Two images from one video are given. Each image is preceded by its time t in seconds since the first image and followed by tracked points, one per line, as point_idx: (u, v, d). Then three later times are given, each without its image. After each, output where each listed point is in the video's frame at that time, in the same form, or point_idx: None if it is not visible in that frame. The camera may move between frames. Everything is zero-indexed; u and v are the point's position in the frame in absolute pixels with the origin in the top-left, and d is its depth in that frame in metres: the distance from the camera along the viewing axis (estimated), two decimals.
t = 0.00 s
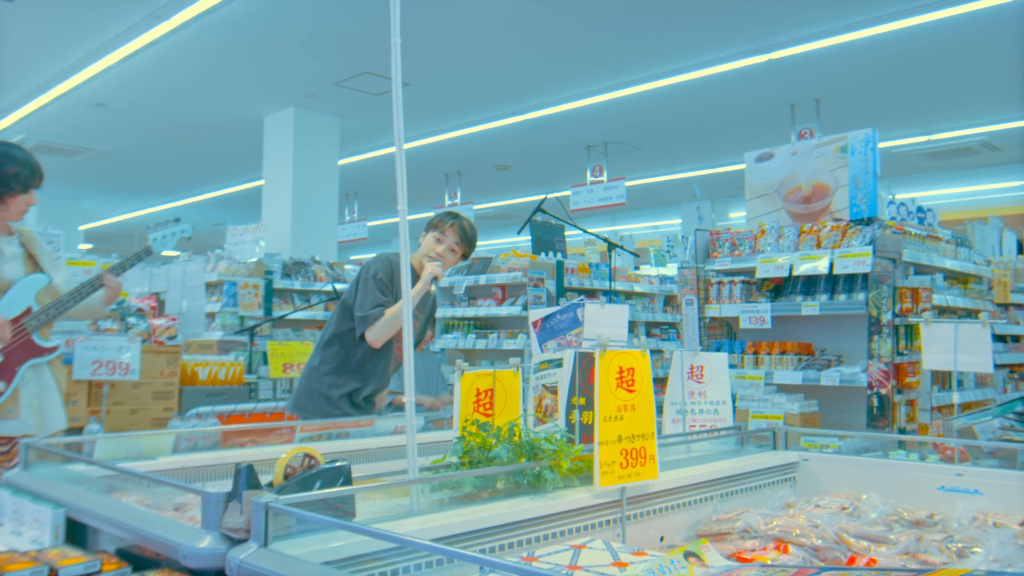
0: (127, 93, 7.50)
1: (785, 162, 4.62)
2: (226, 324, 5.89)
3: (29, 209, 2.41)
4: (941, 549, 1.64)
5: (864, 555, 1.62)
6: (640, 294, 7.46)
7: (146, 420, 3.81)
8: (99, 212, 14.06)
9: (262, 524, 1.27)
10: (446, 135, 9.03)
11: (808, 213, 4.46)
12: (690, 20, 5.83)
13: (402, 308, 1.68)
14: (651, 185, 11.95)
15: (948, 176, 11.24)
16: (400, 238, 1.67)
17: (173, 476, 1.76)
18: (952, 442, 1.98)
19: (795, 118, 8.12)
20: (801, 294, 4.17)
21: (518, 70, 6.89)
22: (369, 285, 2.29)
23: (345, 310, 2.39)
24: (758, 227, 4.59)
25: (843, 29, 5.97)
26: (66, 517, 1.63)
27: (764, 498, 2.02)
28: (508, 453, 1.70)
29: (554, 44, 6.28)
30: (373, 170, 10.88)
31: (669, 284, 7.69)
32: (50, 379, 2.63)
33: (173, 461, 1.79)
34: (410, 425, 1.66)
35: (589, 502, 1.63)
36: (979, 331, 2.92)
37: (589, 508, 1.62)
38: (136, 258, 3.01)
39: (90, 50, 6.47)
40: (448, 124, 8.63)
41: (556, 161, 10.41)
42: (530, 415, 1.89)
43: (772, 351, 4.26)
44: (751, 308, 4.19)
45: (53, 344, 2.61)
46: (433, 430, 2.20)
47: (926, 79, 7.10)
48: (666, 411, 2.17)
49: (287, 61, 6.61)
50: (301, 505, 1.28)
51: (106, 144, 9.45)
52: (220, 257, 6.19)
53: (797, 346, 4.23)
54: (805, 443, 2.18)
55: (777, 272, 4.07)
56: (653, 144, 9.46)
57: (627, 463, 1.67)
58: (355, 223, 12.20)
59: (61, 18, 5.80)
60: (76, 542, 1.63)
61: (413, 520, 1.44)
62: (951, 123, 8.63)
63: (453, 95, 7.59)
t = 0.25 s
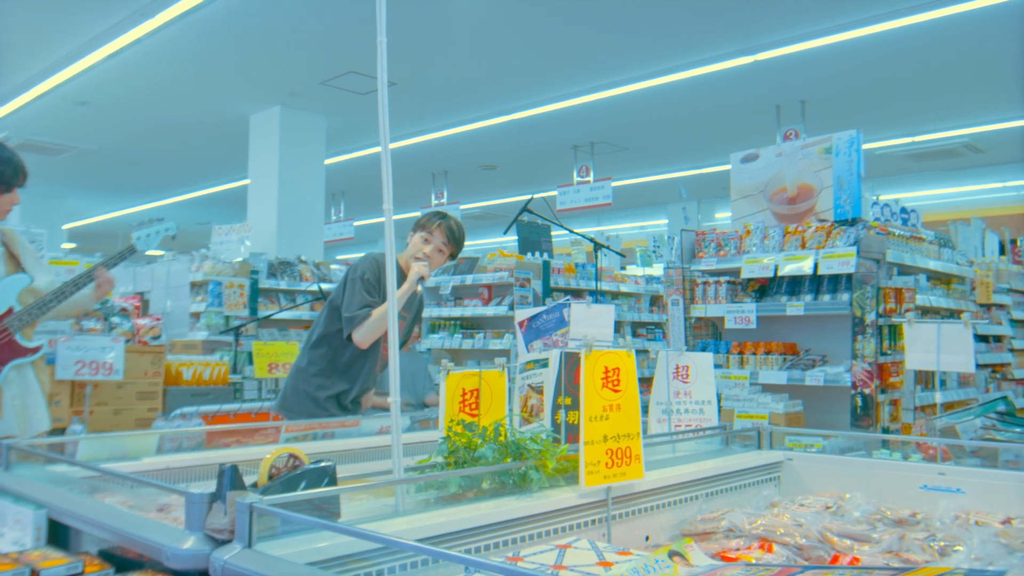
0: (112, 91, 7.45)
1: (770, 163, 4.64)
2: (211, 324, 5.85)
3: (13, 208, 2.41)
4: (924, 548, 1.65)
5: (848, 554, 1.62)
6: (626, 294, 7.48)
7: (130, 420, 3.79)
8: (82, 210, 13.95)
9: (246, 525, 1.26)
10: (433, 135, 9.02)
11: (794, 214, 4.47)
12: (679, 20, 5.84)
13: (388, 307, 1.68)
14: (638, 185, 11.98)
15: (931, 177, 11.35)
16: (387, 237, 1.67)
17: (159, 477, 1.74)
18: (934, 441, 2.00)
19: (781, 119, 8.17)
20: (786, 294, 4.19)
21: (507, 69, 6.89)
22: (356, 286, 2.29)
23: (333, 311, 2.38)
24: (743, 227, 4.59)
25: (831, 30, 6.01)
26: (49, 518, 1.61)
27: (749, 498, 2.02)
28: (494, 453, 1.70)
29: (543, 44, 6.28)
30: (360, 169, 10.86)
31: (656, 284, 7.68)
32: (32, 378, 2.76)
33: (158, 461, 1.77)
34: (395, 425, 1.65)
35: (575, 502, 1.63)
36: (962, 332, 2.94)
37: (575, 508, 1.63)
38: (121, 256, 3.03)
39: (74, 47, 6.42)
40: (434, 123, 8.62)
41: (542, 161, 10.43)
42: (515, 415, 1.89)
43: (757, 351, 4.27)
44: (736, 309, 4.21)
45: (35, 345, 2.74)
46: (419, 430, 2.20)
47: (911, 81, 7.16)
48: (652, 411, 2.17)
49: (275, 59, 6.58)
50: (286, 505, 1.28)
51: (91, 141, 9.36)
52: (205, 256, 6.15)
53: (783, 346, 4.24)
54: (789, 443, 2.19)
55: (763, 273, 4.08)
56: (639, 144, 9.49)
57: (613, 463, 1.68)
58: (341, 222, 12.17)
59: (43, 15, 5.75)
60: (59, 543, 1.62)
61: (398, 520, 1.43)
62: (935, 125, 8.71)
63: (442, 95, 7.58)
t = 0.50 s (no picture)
0: (97, 89, 7.41)
1: (757, 163, 4.66)
2: (196, 324, 5.81)
3: None
4: (907, 546, 1.66)
5: (832, 552, 1.63)
6: (613, 294, 7.50)
7: (114, 421, 3.76)
8: (66, 209, 13.84)
9: (231, 526, 1.26)
10: (420, 134, 9.01)
11: (778, 214, 4.50)
12: (667, 20, 5.85)
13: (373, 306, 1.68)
14: (624, 186, 12.01)
15: (914, 179, 11.46)
16: (372, 237, 1.66)
17: (143, 477, 1.73)
18: (917, 440, 2.00)
19: (767, 120, 8.21)
20: (771, 294, 4.21)
21: (496, 69, 6.88)
22: (346, 287, 2.28)
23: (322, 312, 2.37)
24: (729, 228, 4.62)
25: (817, 31, 6.04)
26: (31, 519, 1.60)
27: (735, 497, 2.03)
28: (479, 453, 1.70)
29: (531, 44, 6.28)
30: (347, 169, 10.84)
31: (643, 285, 7.66)
32: (19, 379, 2.73)
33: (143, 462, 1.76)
34: (381, 425, 1.65)
35: (560, 502, 1.63)
36: (945, 332, 2.97)
37: (560, 508, 1.63)
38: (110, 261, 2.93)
39: (58, 44, 6.37)
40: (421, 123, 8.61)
41: (529, 161, 10.44)
42: (501, 415, 1.90)
43: (743, 351, 4.27)
44: (722, 309, 4.23)
45: (21, 345, 2.72)
46: (405, 430, 2.20)
47: (897, 83, 7.21)
48: (637, 411, 2.18)
49: (262, 58, 6.55)
50: (269, 505, 1.27)
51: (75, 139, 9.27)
52: (190, 256, 6.11)
53: (767, 346, 4.25)
54: (774, 442, 2.20)
55: (748, 273, 4.09)
56: (626, 144, 9.51)
57: (598, 463, 1.68)
58: (327, 222, 12.14)
59: (26, 12, 5.71)
60: (41, 546, 1.61)
61: (383, 520, 1.43)
62: (919, 127, 8.78)
63: (430, 94, 7.57)
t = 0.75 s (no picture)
0: (82, 88, 7.36)
1: (744, 164, 4.68)
2: (183, 324, 5.79)
3: None
4: (892, 545, 1.67)
5: (818, 552, 1.64)
6: (601, 294, 7.51)
7: (99, 421, 3.72)
8: (51, 208, 13.75)
9: (217, 527, 1.25)
10: (409, 134, 9.00)
11: (766, 215, 4.51)
12: (656, 21, 5.86)
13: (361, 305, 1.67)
14: (612, 186, 12.05)
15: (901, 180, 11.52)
16: (359, 237, 1.66)
17: (128, 478, 1.72)
18: (902, 440, 2.01)
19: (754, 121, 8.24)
20: (758, 294, 4.22)
21: (485, 69, 6.88)
22: (336, 285, 2.27)
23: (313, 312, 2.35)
24: (717, 228, 4.63)
25: (805, 33, 6.06)
26: (14, 521, 1.59)
27: (722, 497, 2.04)
28: (467, 453, 1.70)
29: (521, 44, 6.28)
30: (335, 168, 10.82)
31: (630, 285, 7.69)
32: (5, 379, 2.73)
33: (128, 462, 1.75)
34: (368, 425, 1.65)
35: (548, 501, 1.63)
36: (929, 332, 2.99)
37: (547, 508, 1.63)
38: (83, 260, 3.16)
39: (43, 43, 6.33)
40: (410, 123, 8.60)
41: (517, 161, 10.45)
42: (489, 415, 1.90)
43: (730, 351, 4.28)
44: (710, 309, 4.24)
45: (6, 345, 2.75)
46: (393, 430, 2.20)
47: (885, 84, 7.25)
48: (625, 411, 2.18)
49: (249, 57, 6.53)
50: (256, 506, 1.27)
51: (62, 137, 9.21)
52: (177, 255, 6.07)
53: (755, 346, 4.26)
54: (761, 442, 2.21)
55: (736, 273, 4.10)
56: (614, 145, 9.53)
57: (586, 463, 1.68)
58: (315, 222, 12.12)
59: (9, 10, 5.67)
60: (25, 547, 1.60)
61: (371, 521, 1.42)
62: (906, 128, 8.84)
63: (419, 94, 7.56)
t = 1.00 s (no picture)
0: (68, 86, 7.32)
1: (732, 164, 4.68)
2: (169, 324, 5.75)
3: None
4: (877, 544, 1.68)
5: (804, 550, 1.65)
6: (589, 294, 7.51)
7: (86, 421, 3.70)
8: (36, 207, 13.65)
9: (203, 527, 1.25)
10: (397, 133, 8.99)
11: (753, 215, 4.52)
12: (646, 21, 5.87)
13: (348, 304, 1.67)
14: (600, 186, 12.07)
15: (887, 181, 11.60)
16: (348, 237, 1.65)
17: (113, 478, 1.71)
18: (887, 439, 2.02)
19: (742, 121, 8.27)
20: (746, 294, 4.24)
21: (475, 69, 6.87)
22: (323, 282, 2.28)
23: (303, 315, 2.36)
24: (704, 228, 4.64)
25: (793, 34, 6.09)
26: None
27: (709, 496, 2.05)
28: (454, 453, 1.70)
29: (511, 43, 6.28)
30: (323, 168, 10.79)
31: (617, 284, 7.73)
32: None
33: (113, 463, 1.74)
34: (356, 426, 1.64)
35: (535, 501, 1.64)
36: (915, 332, 3.00)
37: (534, 508, 1.63)
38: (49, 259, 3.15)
39: (28, 40, 6.29)
40: (399, 122, 8.59)
41: (505, 161, 10.47)
42: (477, 415, 1.90)
43: (718, 351, 4.29)
44: (697, 308, 4.25)
45: None
46: (381, 430, 2.20)
47: (872, 85, 7.29)
48: (613, 410, 2.18)
49: (237, 56, 6.51)
50: (242, 507, 1.26)
51: (48, 135, 9.14)
52: (163, 255, 6.03)
53: (742, 346, 4.27)
54: (748, 441, 2.22)
55: (723, 273, 4.11)
56: (602, 145, 9.55)
57: (574, 462, 1.68)
58: (302, 221, 12.09)
59: None
60: (9, 548, 1.59)
61: (358, 520, 1.42)
62: (893, 129, 8.90)
63: (409, 93, 7.56)
